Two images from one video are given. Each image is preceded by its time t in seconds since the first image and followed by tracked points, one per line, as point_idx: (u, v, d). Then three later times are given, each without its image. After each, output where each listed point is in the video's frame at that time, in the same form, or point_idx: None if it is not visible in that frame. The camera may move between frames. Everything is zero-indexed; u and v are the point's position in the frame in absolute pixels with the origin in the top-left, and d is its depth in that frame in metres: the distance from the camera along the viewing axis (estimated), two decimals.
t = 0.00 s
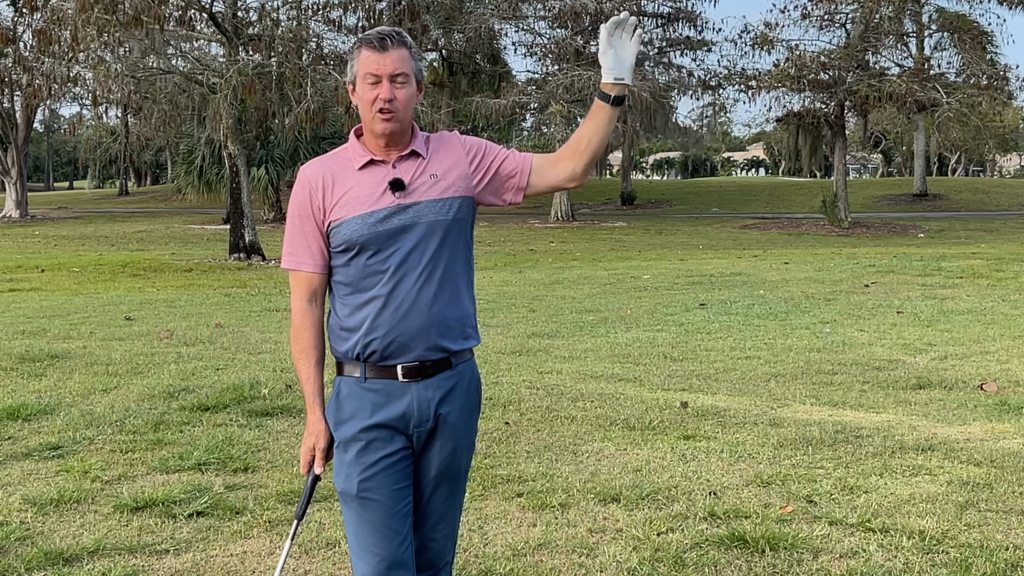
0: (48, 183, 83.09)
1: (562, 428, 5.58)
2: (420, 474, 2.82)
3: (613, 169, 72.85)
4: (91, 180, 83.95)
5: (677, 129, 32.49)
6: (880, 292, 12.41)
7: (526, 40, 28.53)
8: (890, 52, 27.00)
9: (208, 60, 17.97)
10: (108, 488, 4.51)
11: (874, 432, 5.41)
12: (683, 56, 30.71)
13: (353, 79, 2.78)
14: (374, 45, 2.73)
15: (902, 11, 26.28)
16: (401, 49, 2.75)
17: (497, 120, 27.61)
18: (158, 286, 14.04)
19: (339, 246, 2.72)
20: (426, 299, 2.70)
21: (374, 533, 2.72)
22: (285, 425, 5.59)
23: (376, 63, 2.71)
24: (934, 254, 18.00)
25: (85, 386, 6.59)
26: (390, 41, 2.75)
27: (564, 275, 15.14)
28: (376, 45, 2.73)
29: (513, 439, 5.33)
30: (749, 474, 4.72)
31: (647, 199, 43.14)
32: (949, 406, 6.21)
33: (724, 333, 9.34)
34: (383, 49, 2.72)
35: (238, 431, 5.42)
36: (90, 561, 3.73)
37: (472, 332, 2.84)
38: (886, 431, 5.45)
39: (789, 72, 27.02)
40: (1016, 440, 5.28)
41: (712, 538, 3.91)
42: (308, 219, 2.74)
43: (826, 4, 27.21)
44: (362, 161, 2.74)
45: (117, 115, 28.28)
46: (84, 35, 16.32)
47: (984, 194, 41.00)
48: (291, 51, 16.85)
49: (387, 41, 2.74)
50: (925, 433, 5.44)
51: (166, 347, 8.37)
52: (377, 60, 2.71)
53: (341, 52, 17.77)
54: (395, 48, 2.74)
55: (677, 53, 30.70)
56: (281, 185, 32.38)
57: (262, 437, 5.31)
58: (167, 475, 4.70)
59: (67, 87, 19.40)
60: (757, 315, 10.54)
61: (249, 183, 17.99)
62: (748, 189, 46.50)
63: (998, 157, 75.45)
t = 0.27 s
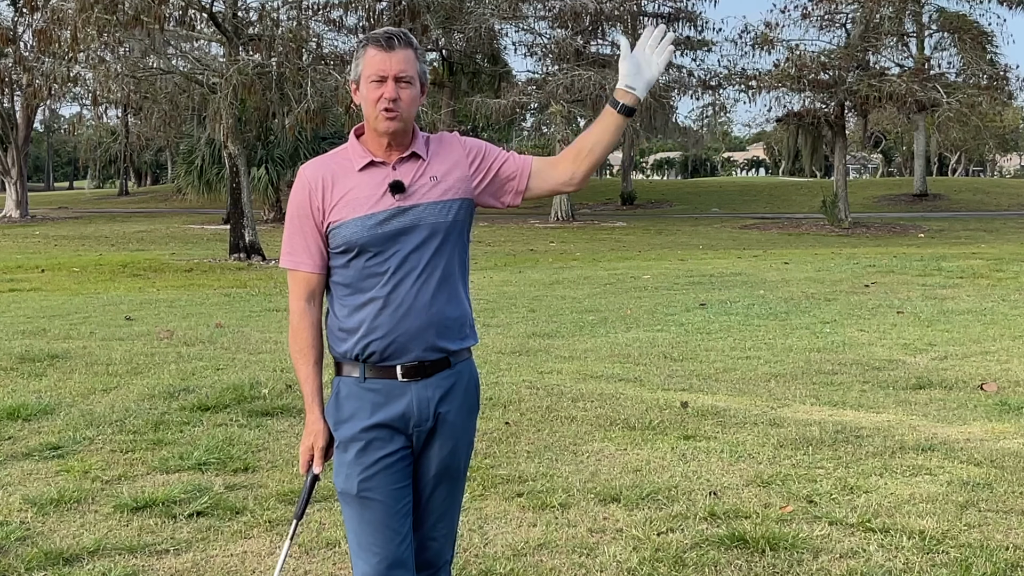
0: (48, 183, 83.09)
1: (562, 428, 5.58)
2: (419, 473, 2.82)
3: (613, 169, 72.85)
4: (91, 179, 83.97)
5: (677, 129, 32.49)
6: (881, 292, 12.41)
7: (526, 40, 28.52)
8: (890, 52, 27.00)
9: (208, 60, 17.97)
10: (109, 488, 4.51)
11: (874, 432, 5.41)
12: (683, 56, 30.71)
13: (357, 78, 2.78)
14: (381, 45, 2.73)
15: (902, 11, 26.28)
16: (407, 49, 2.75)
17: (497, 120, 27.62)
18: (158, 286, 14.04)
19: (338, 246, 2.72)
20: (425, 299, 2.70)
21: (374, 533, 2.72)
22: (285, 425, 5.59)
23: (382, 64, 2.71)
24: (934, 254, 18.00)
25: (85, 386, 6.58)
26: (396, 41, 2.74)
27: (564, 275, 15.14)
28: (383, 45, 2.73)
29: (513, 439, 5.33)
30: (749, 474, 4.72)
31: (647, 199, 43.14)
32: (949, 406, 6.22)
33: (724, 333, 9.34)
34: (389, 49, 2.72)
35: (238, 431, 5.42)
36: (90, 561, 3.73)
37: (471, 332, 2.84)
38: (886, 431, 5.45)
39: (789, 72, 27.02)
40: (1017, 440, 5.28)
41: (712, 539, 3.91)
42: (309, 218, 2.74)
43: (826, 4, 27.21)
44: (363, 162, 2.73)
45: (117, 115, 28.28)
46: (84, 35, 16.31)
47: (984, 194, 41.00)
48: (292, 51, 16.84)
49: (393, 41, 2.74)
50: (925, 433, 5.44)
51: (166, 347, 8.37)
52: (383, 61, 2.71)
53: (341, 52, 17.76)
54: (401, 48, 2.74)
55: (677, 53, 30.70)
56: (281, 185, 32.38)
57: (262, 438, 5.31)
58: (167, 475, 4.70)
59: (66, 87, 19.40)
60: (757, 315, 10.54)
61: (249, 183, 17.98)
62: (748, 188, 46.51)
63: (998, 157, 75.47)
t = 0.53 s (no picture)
0: (48, 184, 83.06)
1: (562, 428, 5.58)
2: (417, 473, 2.82)
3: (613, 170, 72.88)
4: (91, 179, 83.98)
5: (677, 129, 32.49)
6: (880, 292, 12.41)
7: (526, 40, 28.51)
8: (890, 52, 27.00)
9: (208, 60, 17.97)
10: (108, 488, 4.51)
11: (874, 432, 5.41)
12: (682, 55, 30.71)
13: (351, 81, 2.78)
14: (372, 48, 2.72)
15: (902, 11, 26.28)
16: (398, 49, 2.74)
17: (497, 120, 27.62)
18: (159, 286, 14.04)
19: (337, 248, 2.71)
20: (424, 301, 2.70)
21: (377, 532, 2.71)
22: (285, 425, 5.60)
23: (374, 66, 2.71)
24: (934, 254, 17.99)
25: (85, 385, 6.59)
26: (386, 42, 2.74)
27: (563, 275, 15.14)
28: (373, 47, 2.73)
29: (513, 439, 5.33)
30: (748, 474, 4.72)
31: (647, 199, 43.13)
32: (948, 406, 6.22)
33: (724, 332, 9.34)
34: (380, 52, 2.72)
35: (238, 431, 5.42)
36: (90, 561, 3.73)
37: (467, 331, 2.85)
38: (886, 431, 5.45)
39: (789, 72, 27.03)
40: (1016, 440, 5.28)
41: (711, 538, 3.91)
42: (306, 221, 2.74)
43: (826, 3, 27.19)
44: (360, 163, 2.73)
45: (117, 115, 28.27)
46: (84, 35, 16.30)
47: (984, 194, 41.00)
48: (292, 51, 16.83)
49: (383, 42, 2.74)
50: (925, 433, 5.44)
51: (166, 347, 8.37)
52: (375, 63, 2.71)
53: (341, 52, 17.76)
54: (391, 48, 2.73)
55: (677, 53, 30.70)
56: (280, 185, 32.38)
57: (262, 437, 5.31)
58: (168, 475, 4.70)
59: (66, 87, 19.41)
60: (757, 315, 10.54)
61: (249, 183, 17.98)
62: (748, 188, 46.53)
63: (998, 157, 75.46)
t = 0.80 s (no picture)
0: (49, 185, 83.08)
1: (562, 428, 5.58)
2: (417, 473, 2.82)
3: (614, 170, 72.95)
4: (91, 179, 84.01)
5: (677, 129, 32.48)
6: (880, 292, 12.40)
7: (526, 40, 28.51)
8: (890, 52, 26.99)
9: (208, 60, 17.97)
10: (108, 488, 4.51)
11: (874, 432, 5.41)
12: (683, 56, 30.72)
13: (347, 85, 2.78)
14: (362, 52, 2.72)
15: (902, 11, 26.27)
16: (389, 51, 2.74)
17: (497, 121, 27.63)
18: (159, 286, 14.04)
19: (337, 248, 2.71)
20: (425, 301, 2.70)
21: (377, 532, 2.71)
22: (285, 425, 5.60)
23: (368, 69, 2.71)
24: (934, 254, 17.99)
25: (85, 386, 6.59)
26: (376, 45, 2.74)
27: (563, 275, 15.14)
28: (363, 52, 2.73)
29: (513, 439, 5.33)
30: (749, 473, 4.72)
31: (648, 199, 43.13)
32: (948, 406, 6.22)
33: (724, 333, 9.34)
34: (371, 55, 2.72)
35: (239, 431, 5.42)
36: (90, 560, 3.73)
37: (467, 330, 2.85)
38: (886, 431, 5.45)
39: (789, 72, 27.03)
40: (1017, 439, 5.28)
41: (711, 538, 3.91)
42: (307, 222, 2.73)
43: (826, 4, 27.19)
44: (361, 165, 2.73)
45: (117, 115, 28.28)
46: (84, 35, 16.30)
47: (984, 194, 40.99)
48: (291, 51, 16.83)
49: (373, 46, 2.73)
50: (925, 433, 5.44)
51: (166, 347, 8.37)
52: (368, 67, 2.71)
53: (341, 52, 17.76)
54: (381, 51, 2.73)
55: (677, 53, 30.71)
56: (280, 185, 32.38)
57: (262, 437, 5.31)
58: (167, 475, 4.70)
59: (66, 87, 19.42)
60: (757, 315, 10.54)
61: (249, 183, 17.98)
62: (748, 189, 46.53)
63: (998, 157, 75.44)
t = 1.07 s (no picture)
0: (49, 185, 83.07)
1: (562, 428, 5.58)
2: (418, 473, 2.82)
3: (614, 170, 73.00)
4: (91, 179, 84.01)
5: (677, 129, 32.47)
6: (881, 292, 12.40)
7: (526, 40, 28.51)
8: (890, 52, 26.98)
9: (208, 60, 17.97)
10: (108, 488, 4.51)
11: (874, 432, 5.41)
12: (682, 56, 30.73)
13: (349, 87, 2.78)
14: (365, 53, 2.72)
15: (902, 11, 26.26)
16: (392, 53, 2.74)
17: (497, 120, 27.64)
18: (159, 286, 14.04)
19: (339, 248, 2.71)
20: (427, 302, 2.71)
21: (379, 531, 2.71)
22: (285, 425, 5.59)
23: (371, 71, 2.71)
24: (934, 254, 17.98)
25: (85, 386, 6.59)
26: (379, 46, 2.73)
27: (563, 275, 15.13)
28: (367, 53, 2.72)
29: (513, 439, 5.33)
30: (749, 474, 4.72)
31: (648, 199, 43.13)
32: (948, 406, 6.22)
33: (724, 333, 9.34)
34: (374, 57, 2.71)
35: (239, 431, 5.42)
36: (90, 560, 3.73)
37: (467, 331, 2.86)
38: (886, 431, 5.45)
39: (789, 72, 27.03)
40: (1017, 440, 5.28)
41: (712, 538, 3.91)
42: (309, 221, 2.73)
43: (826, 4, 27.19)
44: (364, 166, 2.73)
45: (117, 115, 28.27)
46: (84, 35, 16.30)
47: (984, 194, 40.98)
48: (292, 51, 16.82)
49: (376, 47, 2.73)
50: (925, 433, 5.43)
51: (166, 347, 8.37)
52: (371, 69, 2.71)
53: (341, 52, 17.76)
54: (385, 52, 2.73)
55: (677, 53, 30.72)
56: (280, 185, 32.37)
57: (262, 437, 5.31)
58: (167, 475, 4.70)
59: (66, 87, 19.43)
60: (757, 315, 10.53)
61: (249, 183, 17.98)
62: (748, 189, 46.53)
63: (998, 158, 75.43)
